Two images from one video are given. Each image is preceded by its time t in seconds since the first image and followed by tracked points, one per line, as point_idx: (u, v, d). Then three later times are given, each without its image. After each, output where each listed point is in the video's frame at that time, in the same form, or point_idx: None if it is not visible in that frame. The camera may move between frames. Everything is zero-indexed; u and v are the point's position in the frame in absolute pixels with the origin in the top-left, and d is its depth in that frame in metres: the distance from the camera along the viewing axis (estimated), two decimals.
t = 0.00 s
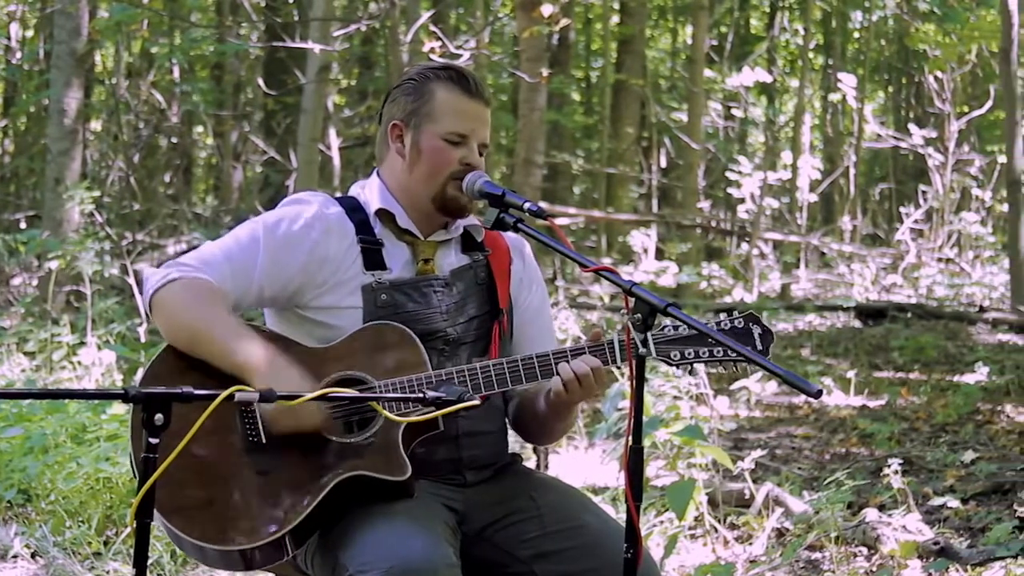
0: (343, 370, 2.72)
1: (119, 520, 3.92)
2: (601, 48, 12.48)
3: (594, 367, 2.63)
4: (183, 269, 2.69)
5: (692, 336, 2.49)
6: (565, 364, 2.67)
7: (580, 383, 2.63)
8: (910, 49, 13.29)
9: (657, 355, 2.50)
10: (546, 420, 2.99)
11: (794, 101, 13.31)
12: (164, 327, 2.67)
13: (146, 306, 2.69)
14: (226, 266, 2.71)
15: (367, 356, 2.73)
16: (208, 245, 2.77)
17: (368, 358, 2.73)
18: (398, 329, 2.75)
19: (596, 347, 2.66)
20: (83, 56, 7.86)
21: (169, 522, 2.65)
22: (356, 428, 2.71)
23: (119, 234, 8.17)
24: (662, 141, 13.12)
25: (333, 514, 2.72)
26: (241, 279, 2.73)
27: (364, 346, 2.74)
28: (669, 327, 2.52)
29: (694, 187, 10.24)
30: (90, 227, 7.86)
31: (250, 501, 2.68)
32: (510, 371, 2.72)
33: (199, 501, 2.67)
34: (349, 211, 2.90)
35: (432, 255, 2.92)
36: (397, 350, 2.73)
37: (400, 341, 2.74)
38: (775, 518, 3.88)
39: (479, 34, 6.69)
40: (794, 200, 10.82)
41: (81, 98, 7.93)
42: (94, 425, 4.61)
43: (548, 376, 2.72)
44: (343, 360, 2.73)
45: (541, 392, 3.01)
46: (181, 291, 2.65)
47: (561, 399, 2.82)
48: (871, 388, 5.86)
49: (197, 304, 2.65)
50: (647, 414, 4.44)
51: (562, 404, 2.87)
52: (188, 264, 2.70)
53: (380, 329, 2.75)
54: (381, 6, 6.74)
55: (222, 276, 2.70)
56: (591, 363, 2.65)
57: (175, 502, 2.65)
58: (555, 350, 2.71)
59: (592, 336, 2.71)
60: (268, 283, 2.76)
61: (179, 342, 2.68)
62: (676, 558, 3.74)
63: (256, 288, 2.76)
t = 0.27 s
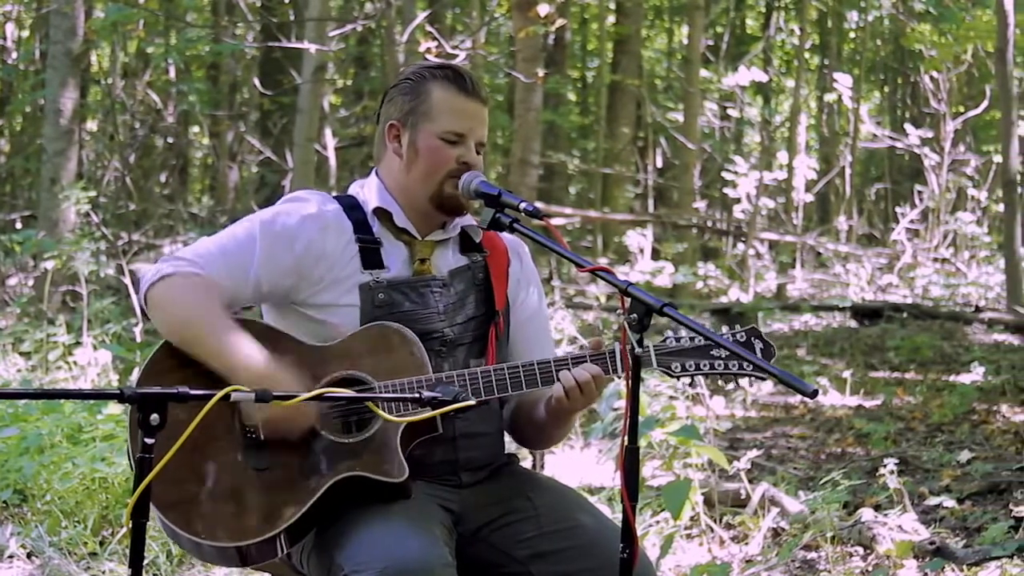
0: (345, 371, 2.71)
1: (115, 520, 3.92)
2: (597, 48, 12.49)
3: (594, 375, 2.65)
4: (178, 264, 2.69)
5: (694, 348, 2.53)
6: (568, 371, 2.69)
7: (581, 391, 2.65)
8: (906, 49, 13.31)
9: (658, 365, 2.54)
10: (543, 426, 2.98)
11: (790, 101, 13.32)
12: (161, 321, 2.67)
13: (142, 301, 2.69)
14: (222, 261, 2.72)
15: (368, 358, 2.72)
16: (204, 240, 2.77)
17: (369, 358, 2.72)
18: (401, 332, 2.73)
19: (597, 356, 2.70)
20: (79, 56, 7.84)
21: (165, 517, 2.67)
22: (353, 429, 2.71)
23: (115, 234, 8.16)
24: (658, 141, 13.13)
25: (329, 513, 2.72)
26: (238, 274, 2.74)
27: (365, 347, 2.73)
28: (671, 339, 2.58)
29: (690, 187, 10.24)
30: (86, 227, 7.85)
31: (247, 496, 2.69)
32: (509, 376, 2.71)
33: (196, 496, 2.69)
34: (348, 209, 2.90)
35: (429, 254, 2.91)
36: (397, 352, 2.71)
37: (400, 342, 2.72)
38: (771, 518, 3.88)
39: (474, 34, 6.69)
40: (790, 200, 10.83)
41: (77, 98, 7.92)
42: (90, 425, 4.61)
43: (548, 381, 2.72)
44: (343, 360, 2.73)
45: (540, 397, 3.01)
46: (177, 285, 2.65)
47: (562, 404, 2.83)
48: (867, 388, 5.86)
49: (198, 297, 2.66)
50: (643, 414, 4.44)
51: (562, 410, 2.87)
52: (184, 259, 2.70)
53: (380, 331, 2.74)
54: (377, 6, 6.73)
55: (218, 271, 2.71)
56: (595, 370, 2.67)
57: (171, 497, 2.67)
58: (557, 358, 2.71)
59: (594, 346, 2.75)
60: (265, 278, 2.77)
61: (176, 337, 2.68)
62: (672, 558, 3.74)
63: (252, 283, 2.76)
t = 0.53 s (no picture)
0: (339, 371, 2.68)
1: (111, 520, 3.92)
2: (593, 48, 12.50)
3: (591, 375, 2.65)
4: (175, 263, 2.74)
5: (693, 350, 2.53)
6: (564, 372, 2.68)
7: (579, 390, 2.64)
8: (902, 49, 13.33)
9: (656, 366, 2.53)
10: (542, 428, 2.97)
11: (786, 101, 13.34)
12: (159, 319, 2.70)
13: (140, 301, 2.73)
14: (217, 260, 2.77)
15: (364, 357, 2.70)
16: (201, 242, 2.82)
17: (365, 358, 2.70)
18: (395, 330, 2.72)
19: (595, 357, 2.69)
20: (75, 56, 7.84)
21: (164, 517, 2.66)
22: (351, 429, 2.72)
23: (111, 235, 8.16)
24: (654, 141, 13.14)
25: (327, 513, 2.72)
26: (234, 274, 2.78)
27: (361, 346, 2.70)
28: (669, 340, 2.57)
29: (686, 187, 10.24)
30: (82, 227, 7.85)
31: (245, 496, 2.68)
32: (509, 376, 2.70)
33: (193, 495, 2.67)
34: (341, 211, 2.89)
35: (423, 255, 2.90)
36: (394, 352, 2.70)
37: (397, 342, 2.70)
38: (768, 518, 3.88)
39: (470, 35, 6.70)
40: (786, 200, 10.84)
41: (73, 99, 7.91)
42: (86, 426, 4.61)
43: (546, 382, 2.72)
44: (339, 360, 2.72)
45: (539, 401, 3.00)
46: (173, 282, 2.69)
47: (560, 406, 2.82)
48: (863, 388, 5.86)
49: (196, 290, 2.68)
50: (639, 414, 4.44)
51: (560, 412, 2.86)
52: (180, 258, 2.75)
53: (375, 332, 2.72)
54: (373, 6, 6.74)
55: (213, 269, 2.75)
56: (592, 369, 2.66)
57: (167, 497, 2.65)
58: (554, 358, 2.71)
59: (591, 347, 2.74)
60: (260, 277, 2.79)
61: (175, 331, 2.69)
62: (669, 558, 3.74)
63: (248, 282, 2.79)
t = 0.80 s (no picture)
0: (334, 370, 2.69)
1: (107, 520, 3.93)
2: (589, 48, 12.51)
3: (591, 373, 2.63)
4: (173, 270, 2.69)
5: (683, 343, 2.53)
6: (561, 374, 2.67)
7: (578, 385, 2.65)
8: (897, 49, 13.35)
9: (648, 361, 2.53)
10: (538, 430, 2.97)
11: (781, 101, 13.36)
12: (156, 329, 2.66)
13: (137, 307, 2.69)
14: (216, 266, 2.72)
15: (358, 358, 2.71)
16: (196, 245, 2.77)
17: (360, 360, 2.71)
18: (388, 330, 2.73)
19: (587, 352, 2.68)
20: (70, 56, 7.83)
21: (158, 521, 2.64)
22: (344, 430, 2.71)
23: (107, 235, 8.16)
24: (649, 141, 13.15)
25: (320, 514, 2.71)
26: (233, 281, 2.74)
27: (354, 348, 2.72)
28: (660, 335, 2.56)
29: (681, 187, 10.25)
30: (77, 227, 7.85)
31: (243, 498, 2.67)
32: (500, 374, 2.70)
33: (189, 499, 2.66)
34: (336, 212, 2.90)
35: (417, 256, 2.90)
36: (387, 352, 2.71)
37: (391, 343, 2.72)
38: (763, 518, 3.89)
39: (466, 35, 6.71)
40: (782, 200, 10.86)
41: (69, 99, 7.90)
42: (82, 426, 4.61)
43: (539, 380, 2.71)
44: (332, 362, 2.71)
45: (537, 401, 3.00)
46: (173, 291, 2.65)
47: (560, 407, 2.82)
48: (859, 388, 5.86)
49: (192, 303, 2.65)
50: (633, 414, 4.44)
51: (560, 413, 2.87)
52: (177, 263, 2.70)
53: (369, 332, 2.73)
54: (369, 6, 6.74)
55: (212, 275, 2.70)
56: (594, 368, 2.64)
57: (162, 502, 2.64)
58: (546, 354, 2.71)
59: (583, 342, 2.74)
60: (259, 281, 2.76)
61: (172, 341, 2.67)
62: (664, 558, 3.74)
63: (246, 287, 2.76)
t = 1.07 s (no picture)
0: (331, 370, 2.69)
1: (102, 520, 3.93)
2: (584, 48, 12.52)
3: (580, 372, 2.63)
4: (169, 265, 2.70)
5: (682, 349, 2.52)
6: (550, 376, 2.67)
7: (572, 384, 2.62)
8: (893, 49, 13.37)
9: (646, 366, 2.53)
10: (533, 430, 2.96)
11: (777, 101, 13.38)
12: (149, 323, 2.68)
13: (132, 302, 2.70)
14: (212, 261, 2.72)
15: (355, 357, 2.70)
16: (193, 241, 2.78)
17: (356, 359, 2.70)
18: (384, 330, 2.72)
19: (585, 356, 2.68)
20: (65, 55, 7.82)
21: (153, 518, 2.65)
22: (342, 428, 2.71)
23: (102, 235, 8.15)
24: (645, 141, 13.16)
25: (316, 513, 2.71)
26: (228, 275, 2.74)
27: (352, 348, 2.71)
28: (659, 341, 2.56)
29: (677, 187, 10.25)
30: (72, 227, 7.84)
31: (236, 495, 2.68)
32: (497, 377, 2.70)
33: (184, 494, 2.66)
34: (333, 211, 2.88)
35: (413, 256, 2.89)
36: (383, 352, 2.70)
37: (387, 344, 2.71)
38: (758, 518, 3.89)
39: (462, 35, 6.71)
40: (777, 200, 10.87)
41: (64, 99, 7.89)
42: (77, 426, 4.61)
43: (535, 381, 2.71)
44: (328, 360, 2.71)
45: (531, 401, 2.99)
46: (167, 284, 2.66)
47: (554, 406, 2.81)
48: (854, 388, 5.87)
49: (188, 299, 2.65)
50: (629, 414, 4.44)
51: (553, 412, 2.86)
52: (174, 259, 2.71)
53: (366, 330, 2.73)
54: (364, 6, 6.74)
55: (207, 271, 2.71)
56: (585, 368, 2.64)
57: (157, 496, 2.65)
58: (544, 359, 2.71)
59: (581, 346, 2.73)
60: (254, 278, 2.77)
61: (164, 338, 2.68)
62: (660, 558, 3.74)
63: (241, 284, 2.76)
